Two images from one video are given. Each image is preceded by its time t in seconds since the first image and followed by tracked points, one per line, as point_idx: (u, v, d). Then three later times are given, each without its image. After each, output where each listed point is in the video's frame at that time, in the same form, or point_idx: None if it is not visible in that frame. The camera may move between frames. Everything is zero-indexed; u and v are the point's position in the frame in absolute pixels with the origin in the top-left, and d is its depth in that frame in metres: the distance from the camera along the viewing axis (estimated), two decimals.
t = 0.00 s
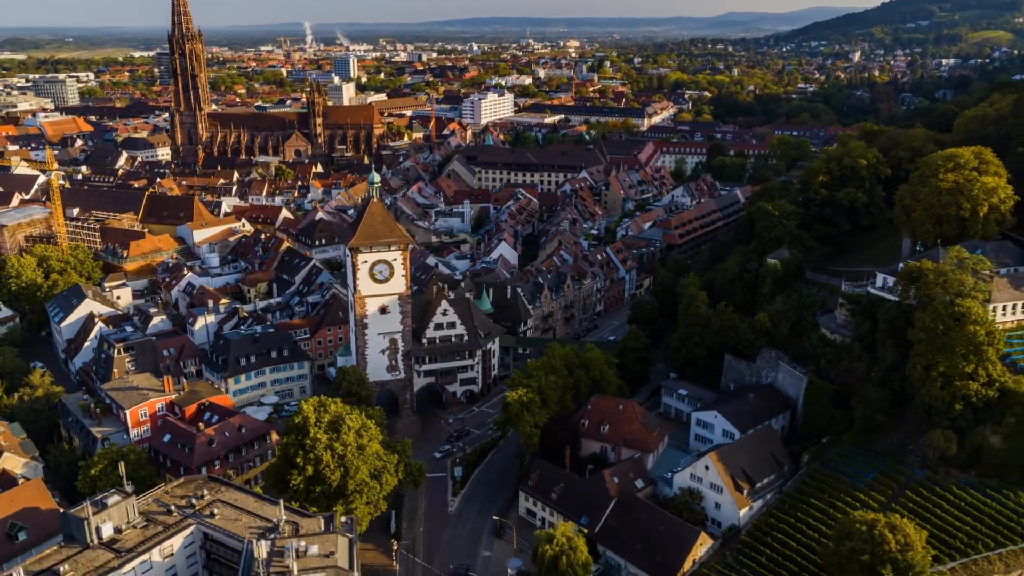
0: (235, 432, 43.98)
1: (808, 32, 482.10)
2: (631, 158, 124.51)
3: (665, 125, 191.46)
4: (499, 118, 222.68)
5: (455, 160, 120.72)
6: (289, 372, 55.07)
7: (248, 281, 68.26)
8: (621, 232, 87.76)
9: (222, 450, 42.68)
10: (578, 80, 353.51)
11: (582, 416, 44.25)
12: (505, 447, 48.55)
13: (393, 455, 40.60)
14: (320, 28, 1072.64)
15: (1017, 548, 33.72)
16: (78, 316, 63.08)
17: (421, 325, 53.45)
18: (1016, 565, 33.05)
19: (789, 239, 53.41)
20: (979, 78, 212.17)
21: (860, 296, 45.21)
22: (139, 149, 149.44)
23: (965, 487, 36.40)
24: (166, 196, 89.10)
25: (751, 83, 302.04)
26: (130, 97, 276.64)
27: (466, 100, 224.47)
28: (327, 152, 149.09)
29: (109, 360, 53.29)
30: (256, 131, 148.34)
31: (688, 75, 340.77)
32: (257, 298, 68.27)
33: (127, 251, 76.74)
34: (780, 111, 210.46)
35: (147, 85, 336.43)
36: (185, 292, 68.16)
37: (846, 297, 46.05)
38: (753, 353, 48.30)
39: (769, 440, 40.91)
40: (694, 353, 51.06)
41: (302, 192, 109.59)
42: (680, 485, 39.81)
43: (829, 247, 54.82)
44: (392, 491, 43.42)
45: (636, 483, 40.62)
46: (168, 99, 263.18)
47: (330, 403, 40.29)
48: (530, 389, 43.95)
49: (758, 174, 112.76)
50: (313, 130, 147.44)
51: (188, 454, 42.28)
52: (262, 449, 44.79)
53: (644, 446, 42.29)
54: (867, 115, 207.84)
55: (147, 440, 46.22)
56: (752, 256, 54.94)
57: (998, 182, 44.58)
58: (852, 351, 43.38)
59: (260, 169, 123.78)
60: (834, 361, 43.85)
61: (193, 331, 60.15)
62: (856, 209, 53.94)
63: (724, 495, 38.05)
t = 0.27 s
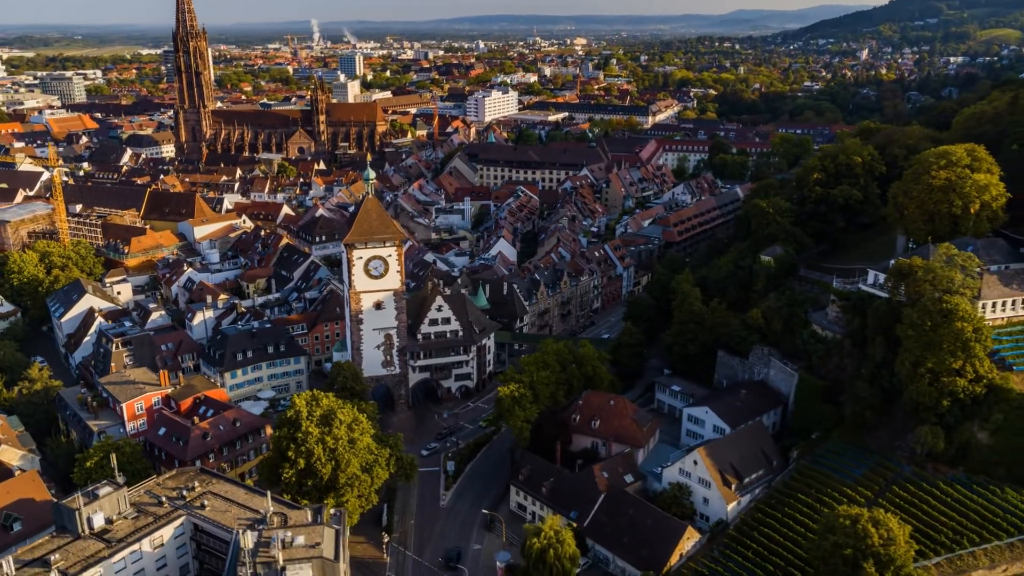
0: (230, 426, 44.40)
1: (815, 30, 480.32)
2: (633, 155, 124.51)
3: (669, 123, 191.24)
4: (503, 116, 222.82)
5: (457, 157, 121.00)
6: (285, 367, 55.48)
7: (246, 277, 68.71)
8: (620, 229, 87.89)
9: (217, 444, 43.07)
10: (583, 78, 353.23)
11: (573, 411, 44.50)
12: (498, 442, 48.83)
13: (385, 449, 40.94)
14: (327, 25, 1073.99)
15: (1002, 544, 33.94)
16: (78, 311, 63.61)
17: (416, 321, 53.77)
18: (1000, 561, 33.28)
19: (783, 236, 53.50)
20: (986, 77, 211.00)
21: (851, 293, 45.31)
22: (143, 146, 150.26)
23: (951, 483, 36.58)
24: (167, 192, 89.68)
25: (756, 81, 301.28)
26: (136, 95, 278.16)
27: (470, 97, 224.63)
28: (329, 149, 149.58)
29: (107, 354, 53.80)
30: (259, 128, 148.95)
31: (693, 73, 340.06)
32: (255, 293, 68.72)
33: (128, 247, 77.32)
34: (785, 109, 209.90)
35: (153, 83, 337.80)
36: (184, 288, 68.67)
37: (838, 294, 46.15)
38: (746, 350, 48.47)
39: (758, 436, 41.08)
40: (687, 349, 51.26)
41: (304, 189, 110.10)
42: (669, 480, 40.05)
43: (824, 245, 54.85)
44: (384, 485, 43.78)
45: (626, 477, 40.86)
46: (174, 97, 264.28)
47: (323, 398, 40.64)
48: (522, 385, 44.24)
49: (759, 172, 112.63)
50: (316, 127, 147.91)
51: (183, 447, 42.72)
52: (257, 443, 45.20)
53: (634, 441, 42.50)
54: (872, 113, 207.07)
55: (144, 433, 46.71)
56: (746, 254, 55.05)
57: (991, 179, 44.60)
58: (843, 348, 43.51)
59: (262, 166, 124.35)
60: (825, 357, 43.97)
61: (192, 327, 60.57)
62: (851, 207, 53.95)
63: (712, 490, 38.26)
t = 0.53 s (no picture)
0: (221, 416, 45.11)
1: (826, 27, 477.58)
2: (635, 151, 124.60)
3: (675, 120, 190.96)
4: (509, 112, 223.06)
5: (459, 153, 121.49)
6: (280, 358, 56.21)
7: (244, 270, 69.50)
8: (618, 224, 88.18)
9: (208, 432, 43.79)
10: (591, 75, 352.72)
11: (559, 403, 44.97)
12: (487, 433, 49.34)
13: (371, 438, 41.55)
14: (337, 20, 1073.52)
15: (977, 535, 34.30)
16: (78, 303, 64.53)
17: (408, 314, 54.32)
18: (975, 552, 33.62)
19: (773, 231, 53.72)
20: (996, 73, 209.44)
21: (837, 287, 45.54)
22: (150, 141, 151.45)
23: (930, 475, 36.90)
24: (169, 187, 90.60)
25: (765, 77, 300.14)
26: (146, 90, 279.97)
27: (476, 93, 224.94)
28: (334, 145, 150.32)
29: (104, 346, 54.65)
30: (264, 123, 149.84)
31: (702, 70, 339.00)
32: (253, 286, 69.51)
33: (129, 241, 78.29)
34: (792, 106, 209.11)
35: (162, 78, 339.88)
36: (183, 280, 69.51)
37: (824, 288, 46.36)
38: (733, 343, 48.80)
39: (740, 428, 41.49)
40: (676, 343, 51.65)
41: (306, 184, 110.83)
42: (651, 471, 40.46)
43: (815, 240, 55.00)
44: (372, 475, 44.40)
45: (608, 468, 41.33)
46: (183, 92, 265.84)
47: (310, 387, 41.19)
48: (509, 376, 44.80)
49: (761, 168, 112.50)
50: (321, 123, 148.65)
51: (174, 435, 43.45)
52: (247, 432, 45.89)
53: (619, 433, 42.94)
54: (880, 109, 205.99)
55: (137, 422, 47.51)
56: (736, 248, 55.32)
57: (977, 174, 44.69)
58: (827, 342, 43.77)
59: (266, 161, 125.27)
60: (809, 351, 44.25)
61: (189, 318, 61.34)
62: (841, 202, 54.05)
63: (693, 481, 38.67)
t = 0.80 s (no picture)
0: (214, 407, 45.75)
1: (835, 25, 475.35)
2: (636, 148, 124.79)
3: (679, 117, 190.79)
4: (514, 109, 223.33)
5: (460, 149, 121.96)
6: (275, 352, 56.83)
7: (243, 264, 70.23)
8: (616, 220, 88.48)
9: (200, 423, 44.42)
10: (598, 72, 352.51)
11: (547, 396, 45.41)
12: (478, 426, 49.78)
13: (359, 429, 42.08)
14: (346, 17, 1074.51)
15: (956, 528, 34.59)
16: (78, 296, 65.34)
17: (401, 308, 54.86)
18: (953, 544, 33.92)
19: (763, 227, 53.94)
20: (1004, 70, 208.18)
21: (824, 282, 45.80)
22: (156, 137, 152.51)
23: (911, 469, 37.21)
24: (171, 182, 91.47)
25: (771, 74, 299.18)
26: (154, 87, 281.53)
27: (481, 90, 225.27)
28: (337, 141, 151.02)
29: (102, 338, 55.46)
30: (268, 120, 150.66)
31: (709, 67, 338.13)
32: (251, 281, 70.21)
33: (130, 235, 79.14)
34: (797, 103, 208.51)
35: (171, 75, 341.66)
36: (182, 274, 70.31)
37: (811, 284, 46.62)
38: (722, 338, 49.12)
39: (725, 421, 41.84)
40: (666, 338, 52.03)
41: (308, 180, 111.54)
42: (636, 463, 40.87)
43: (806, 236, 55.18)
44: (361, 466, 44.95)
45: (593, 460, 41.75)
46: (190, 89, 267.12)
47: (300, 379, 41.69)
48: (497, 369, 45.30)
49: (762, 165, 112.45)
50: (325, 119, 149.33)
51: (167, 426, 44.11)
52: (239, 423, 46.50)
53: (604, 425, 43.36)
54: (886, 107, 205.18)
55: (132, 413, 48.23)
56: (727, 244, 55.60)
57: (964, 170, 44.86)
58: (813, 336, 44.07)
59: (269, 157, 126.04)
60: (795, 345, 44.54)
61: (186, 312, 62.04)
62: (832, 198, 54.21)
63: (676, 473, 39.05)
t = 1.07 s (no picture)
0: (208, 401, 46.23)
1: (841, 23, 473.87)
2: (637, 146, 124.86)
3: (682, 115, 190.60)
4: (517, 107, 223.49)
5: (461, 147, 122.22)
6: (271, 347, 57.28)
7: (241, 261, 70.66)
8: (615, 218, 88.63)
9: (194, 417, 44.88)
10: (603, 70, 352.22)
11: (539, 392, 45.73)
12: (470, 421, 50.09)
13: (351, 424, 42.45)
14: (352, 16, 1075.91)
15: (940, 523, 34.82)
16: (78, 292, 65.88)
17: (396, 303, 55.24)
18: (937, 539, 34.18)
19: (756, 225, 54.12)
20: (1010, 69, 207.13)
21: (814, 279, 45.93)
22: (159, 135, 153.20)
23: (898, 464, 37.44)
24: (172, 179, 91.95)
25: (776, 73, 298.43)
26: (159, 85, 282.76)
27: (484, 88, 225.44)
28: (340, 139, 151.45)
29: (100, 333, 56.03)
30: (271, 117, 151.14)
31: (713, 65, 337.48)
32: (250, 277, 70.70)
33: (131, 232, 79.73)
34: (802, 101, 208.03)
35: (176, 73, 342.77)
36: (182, 270, 70.83)
37: (802, 280, 46.76)
38: (713, 335, 49.34)
39: (713, 417, 42.12)
40: (658, 334, 52.34)
41: (309, 177, 111.98)
42: (625, 458, 41.15)
43: (799, 233, 55.30)
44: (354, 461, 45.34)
45: (583, 454, 42.08)
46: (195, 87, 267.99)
47: (292, 373, 41.98)
48: (488, 364, 45.69)
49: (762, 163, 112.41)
50: (327, 117, 149.76)
51: (162, 419, 44.58)
52: (234, 417, 46.97)
53: (595, 421, 43.66)
54: (891, 105, 204.54)
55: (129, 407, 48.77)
56: (721, 242, 55.80)
57: (954, 167, 44.97)
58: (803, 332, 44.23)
59: (271, 154, 126.60)
60: (785, 342, 44.71)
61: (184, 307, 62.64)
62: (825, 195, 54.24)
63: (663, 468, 39.33)
